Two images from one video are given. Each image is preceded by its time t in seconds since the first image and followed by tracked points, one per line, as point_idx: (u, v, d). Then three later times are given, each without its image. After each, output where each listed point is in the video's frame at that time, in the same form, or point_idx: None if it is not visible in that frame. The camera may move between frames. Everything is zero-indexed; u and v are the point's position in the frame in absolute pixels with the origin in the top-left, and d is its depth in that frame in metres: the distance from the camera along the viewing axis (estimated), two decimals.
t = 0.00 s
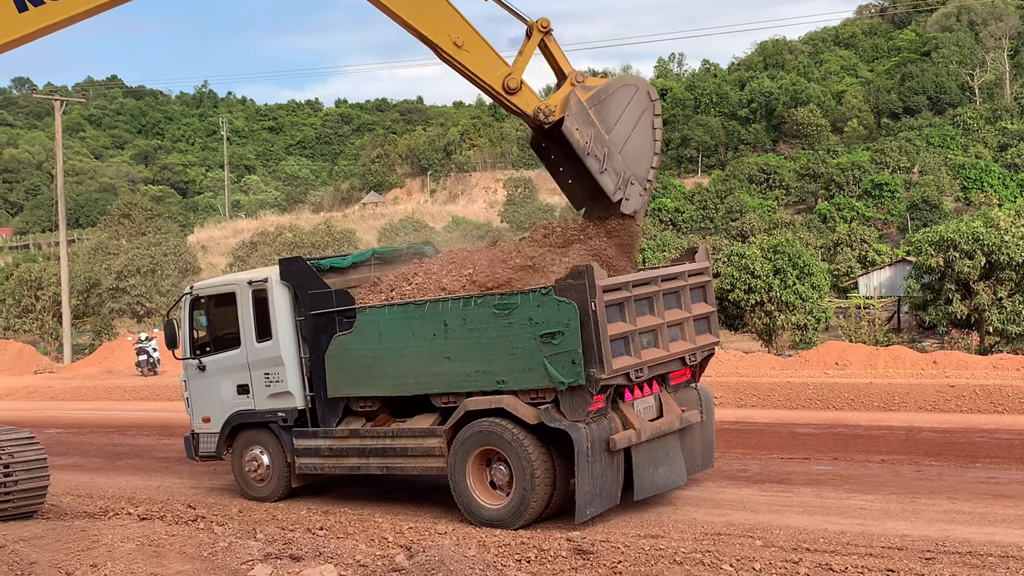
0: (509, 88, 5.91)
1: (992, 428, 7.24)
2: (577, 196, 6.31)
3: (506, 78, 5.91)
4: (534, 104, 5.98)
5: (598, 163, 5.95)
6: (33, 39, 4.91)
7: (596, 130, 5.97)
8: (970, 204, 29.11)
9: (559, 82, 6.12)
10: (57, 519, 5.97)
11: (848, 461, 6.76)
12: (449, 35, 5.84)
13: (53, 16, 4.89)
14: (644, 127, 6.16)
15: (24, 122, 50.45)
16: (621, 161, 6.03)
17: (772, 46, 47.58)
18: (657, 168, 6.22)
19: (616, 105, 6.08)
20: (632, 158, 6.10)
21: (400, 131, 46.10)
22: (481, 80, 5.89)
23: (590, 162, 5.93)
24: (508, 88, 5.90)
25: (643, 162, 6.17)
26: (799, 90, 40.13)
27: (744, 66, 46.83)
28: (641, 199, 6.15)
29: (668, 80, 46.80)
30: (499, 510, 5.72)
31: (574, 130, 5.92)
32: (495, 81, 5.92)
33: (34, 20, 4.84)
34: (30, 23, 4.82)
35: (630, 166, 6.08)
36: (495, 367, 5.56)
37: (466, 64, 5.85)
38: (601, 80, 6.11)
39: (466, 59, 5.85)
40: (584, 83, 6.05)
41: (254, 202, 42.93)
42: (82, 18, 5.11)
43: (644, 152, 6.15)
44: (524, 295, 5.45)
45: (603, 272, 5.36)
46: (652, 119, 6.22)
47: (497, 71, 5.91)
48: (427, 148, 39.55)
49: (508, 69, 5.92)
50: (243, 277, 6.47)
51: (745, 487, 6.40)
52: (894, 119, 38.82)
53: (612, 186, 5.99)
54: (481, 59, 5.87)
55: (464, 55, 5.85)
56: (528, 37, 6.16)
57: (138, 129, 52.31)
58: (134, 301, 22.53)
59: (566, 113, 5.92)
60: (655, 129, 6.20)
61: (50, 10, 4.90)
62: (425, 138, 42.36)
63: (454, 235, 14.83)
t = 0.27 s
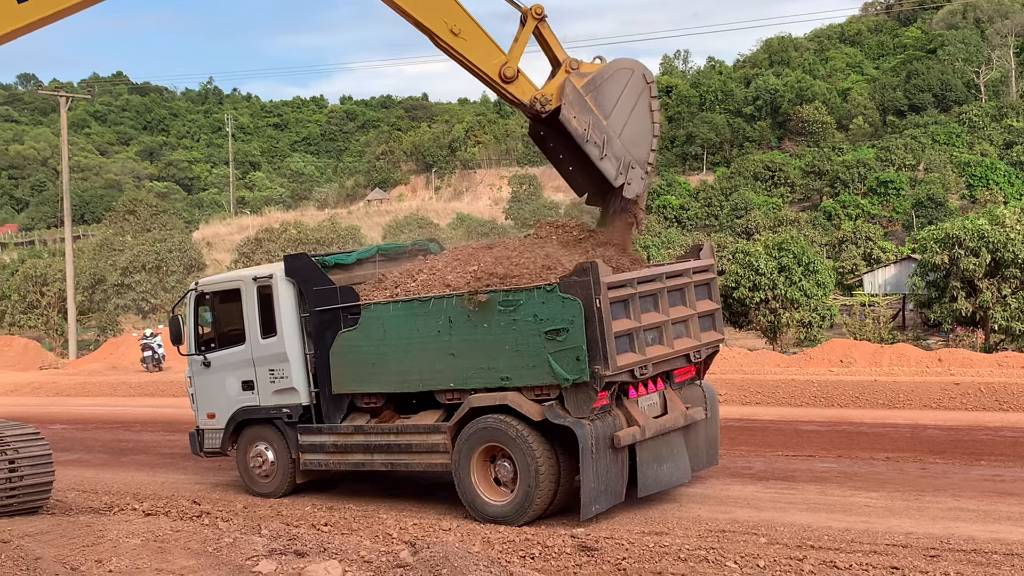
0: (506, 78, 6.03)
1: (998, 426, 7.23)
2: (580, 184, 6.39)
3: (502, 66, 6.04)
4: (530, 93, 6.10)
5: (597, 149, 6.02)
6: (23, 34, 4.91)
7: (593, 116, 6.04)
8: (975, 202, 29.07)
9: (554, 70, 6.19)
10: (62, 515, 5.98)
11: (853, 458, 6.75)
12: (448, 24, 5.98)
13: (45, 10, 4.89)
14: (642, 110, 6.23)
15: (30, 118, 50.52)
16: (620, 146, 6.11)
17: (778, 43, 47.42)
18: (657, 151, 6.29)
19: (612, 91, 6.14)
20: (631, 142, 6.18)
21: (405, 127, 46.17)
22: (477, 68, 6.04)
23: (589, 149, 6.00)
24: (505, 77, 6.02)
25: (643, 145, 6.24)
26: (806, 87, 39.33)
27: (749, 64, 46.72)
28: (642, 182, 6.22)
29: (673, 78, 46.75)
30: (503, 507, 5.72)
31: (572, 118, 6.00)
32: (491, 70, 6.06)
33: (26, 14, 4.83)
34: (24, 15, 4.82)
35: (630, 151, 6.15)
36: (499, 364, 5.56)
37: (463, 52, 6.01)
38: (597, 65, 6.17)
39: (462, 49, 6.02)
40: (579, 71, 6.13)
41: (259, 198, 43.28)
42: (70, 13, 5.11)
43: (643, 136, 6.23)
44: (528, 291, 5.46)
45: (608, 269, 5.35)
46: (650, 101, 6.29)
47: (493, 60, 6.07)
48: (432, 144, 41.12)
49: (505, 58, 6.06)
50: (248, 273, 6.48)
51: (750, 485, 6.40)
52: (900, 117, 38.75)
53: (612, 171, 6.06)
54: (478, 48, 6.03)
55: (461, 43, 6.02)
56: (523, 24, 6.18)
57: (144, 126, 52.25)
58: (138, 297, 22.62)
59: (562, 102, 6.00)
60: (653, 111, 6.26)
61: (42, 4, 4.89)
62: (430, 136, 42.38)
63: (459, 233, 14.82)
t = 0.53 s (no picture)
0: (495, 70, 6.12)
1: (1002, 424, 7.25)
2: (564, 182, 6.49)
3: (491, 60, 6.13)
4: (517, 88, 6.21)
5: (582, 146, 6.10)
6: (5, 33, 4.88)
7: (579, 112, 6.14)
8: (978, 200, 29.04)
9: (542, 65, 6.35)
10: (70, 512, 6.02)
11: (857, 456, 6.77)
12: (438, 15, 6.02)
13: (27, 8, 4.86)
14: (628, 110, 6.34)
15: (38, 117, 50.67)
16: (605, 143, 6.20)
17: (782, 42, 47.31)
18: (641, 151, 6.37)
19: (600, 88, 6.27)
20: (616, 140, 6.27)
21: (410, 126, 46.26)
22: (464, 60, 6.09)
23: (575, 144, 6.09)
24: (495, 70, 6.12)
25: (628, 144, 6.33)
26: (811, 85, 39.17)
27: (753, 63, 46.66)
28: (625, 181, 6.29)
29: (677, 76, 46.74)
30: (509, 505, 5.75)
31: (558, 113, 6.10)
32: (480, 63, 6.13)
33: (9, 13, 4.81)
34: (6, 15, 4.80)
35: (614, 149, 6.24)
36: (504, 362, 5.59)
37: (452, 43, 6.06)
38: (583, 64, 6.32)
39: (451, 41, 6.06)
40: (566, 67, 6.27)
41: (265, 197, 43.29)
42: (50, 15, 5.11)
43: (628, 135, 6.33)
44: (533, 289, 5.48)
45: (613, 267, 5.38)
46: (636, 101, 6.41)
47: (483, 52, 6.13)
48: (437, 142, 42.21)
49: (493, 51, 6.14)
50: (255, 272, 6.51)
51: (754, 482, 6.42)
52: (904, 116, 38.72)
53: (596, 168, 6.13)
54: (467, 41, 6.09)
55: (451, 35, 6.06)
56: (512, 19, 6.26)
57: (151, 125, 52.13)
58: (146, 295, 22.47)
59: (549, 97, 6.13)
60: (639, 111, 6.37)
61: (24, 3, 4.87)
62: (434, 135, 42.40)
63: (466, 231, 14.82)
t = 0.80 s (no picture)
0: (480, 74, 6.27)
1: (1003, 422, 7.29)
2: (545, 188, 6.64)
3: (476, 63, 6.23)
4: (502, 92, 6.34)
5: (561, 152, 6.26)
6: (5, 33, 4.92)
7: (561, 119, 6.29)
8: (981, 200, 29.05)
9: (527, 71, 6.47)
10: (81, 510, 6.08)
11: (860, 454, 6.82)
12: (427, 15, 6.15)
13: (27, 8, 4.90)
14: (610, 119, 6.42)
15: (47, 119, 50.94)
16: (584, 151, 6.32)
17: (785, 44, 47.35)
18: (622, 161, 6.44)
19: (583, 97, 6.38)
20: (596, 149, 6.37)
21: (416, 128, 46.42)
22: (451, 61, 6.21)
23: (554, 151, 6.26)
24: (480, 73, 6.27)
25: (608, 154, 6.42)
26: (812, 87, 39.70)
27: (757, 64, 46.68)
28: (604, 190, 6.37)
29: (682, 78, 46.81)
30: (515, 502, 5.81)
31: (540, 119, 6.28)
32: (467, 65, 6.24)
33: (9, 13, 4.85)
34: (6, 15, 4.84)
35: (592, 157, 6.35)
36: (510, 361, 5.64)
37: (439, 43, 6.17)
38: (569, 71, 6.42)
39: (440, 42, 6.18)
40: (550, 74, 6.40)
41: (273, 198, 43.46)
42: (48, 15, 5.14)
43: (608, 144, 6.41)
44: (539, 289, 5.54)
45: (618, 267, 5.43)
46: (619, 110, 6.47)
47: (470, 54, 6.25)
48: (444, 144, 42.61)
49: (479, 54, 6.26)
50: (263, 272, 6.57)
51: (758, 480, 6.47)
52: (906, 116, 38.75)
53: (574, 175, 6.27)
54: (456, 41, 6.21)
55: (439, 36, 6.18)
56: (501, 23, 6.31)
57: (160, 127, 52.26)
58: (156, 295, 22.54)
59: (532, 102, 6.30)
60: (622, 120, 6.44)
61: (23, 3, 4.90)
62: (440, 137, 42.60)
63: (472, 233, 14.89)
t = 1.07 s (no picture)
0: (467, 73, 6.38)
1: (1006, 422, 7.32)
2: (529, 191, 6.65)
3: (463, 62, 6.37)
4: (487, 93, 6.43)
5: (543, 155, 6.32)
6: None
7: (544, 122, 6.36)
8: (983, 200, 29.06)
9: (514, 73, 6.56)
10: (92, 509, 6.15)
11: (864, 454, 6.86)
12: (416, 13, 6.33)
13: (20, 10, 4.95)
14: (593, 124, 6.45)
15: (58, 122, 51.25)
16: (566, 154, 6.35)
17: (789, 45, 47.36)
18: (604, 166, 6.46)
19: (568, 100, 6.43)
20: (577, 153, 6.41)
21: (422, 130, 46.58)
22: (439, 60, 6.36)
23: (536, 153, 6.32)
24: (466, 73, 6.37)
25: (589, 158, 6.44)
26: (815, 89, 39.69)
27: (761, 66, 46.68)
28: (584, 194, 6.38)
29: (686, 79, 46.86)
30: (521, 501, 5.86)
31: (523, 120, 6.37)
32: (453, 64, 6.39)
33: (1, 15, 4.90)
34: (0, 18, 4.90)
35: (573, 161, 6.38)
36: (516, 361, 5.70)
37: (427, 41, 6.34)
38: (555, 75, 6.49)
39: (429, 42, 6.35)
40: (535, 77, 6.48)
41: (282, 200, 43.67)
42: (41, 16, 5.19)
43: (591, 148, 6.44)
44: (544, 289, 5.59)
45: (622, 268, 5.49)
46: (602, 115, 6.50)
47: (458, 53, 6.41)
48: (451, 146, 42.89)
49: (465, 54, 6.41)
50: (272, 273, 6.63)
51: (762, 479, 6.52)
52: (909, 117, 38.75)
53: (553, 178, 6.30)
54: (445, 40, 6.38)
55: (427, 33, 6.34)
56: (490, 24, 6.41)
57: (170, 129, 52.40)
58: (166, 296, 22.63)
59: (516, 104, 6.40)
60: (604, 126, 6.47)
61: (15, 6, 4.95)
62: (447, 139, 42.86)
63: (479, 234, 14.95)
